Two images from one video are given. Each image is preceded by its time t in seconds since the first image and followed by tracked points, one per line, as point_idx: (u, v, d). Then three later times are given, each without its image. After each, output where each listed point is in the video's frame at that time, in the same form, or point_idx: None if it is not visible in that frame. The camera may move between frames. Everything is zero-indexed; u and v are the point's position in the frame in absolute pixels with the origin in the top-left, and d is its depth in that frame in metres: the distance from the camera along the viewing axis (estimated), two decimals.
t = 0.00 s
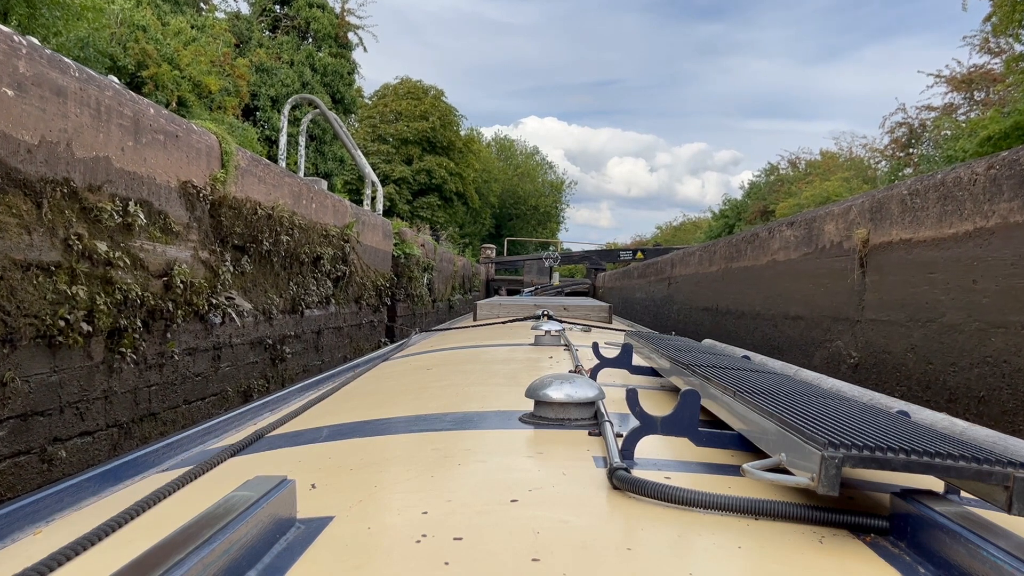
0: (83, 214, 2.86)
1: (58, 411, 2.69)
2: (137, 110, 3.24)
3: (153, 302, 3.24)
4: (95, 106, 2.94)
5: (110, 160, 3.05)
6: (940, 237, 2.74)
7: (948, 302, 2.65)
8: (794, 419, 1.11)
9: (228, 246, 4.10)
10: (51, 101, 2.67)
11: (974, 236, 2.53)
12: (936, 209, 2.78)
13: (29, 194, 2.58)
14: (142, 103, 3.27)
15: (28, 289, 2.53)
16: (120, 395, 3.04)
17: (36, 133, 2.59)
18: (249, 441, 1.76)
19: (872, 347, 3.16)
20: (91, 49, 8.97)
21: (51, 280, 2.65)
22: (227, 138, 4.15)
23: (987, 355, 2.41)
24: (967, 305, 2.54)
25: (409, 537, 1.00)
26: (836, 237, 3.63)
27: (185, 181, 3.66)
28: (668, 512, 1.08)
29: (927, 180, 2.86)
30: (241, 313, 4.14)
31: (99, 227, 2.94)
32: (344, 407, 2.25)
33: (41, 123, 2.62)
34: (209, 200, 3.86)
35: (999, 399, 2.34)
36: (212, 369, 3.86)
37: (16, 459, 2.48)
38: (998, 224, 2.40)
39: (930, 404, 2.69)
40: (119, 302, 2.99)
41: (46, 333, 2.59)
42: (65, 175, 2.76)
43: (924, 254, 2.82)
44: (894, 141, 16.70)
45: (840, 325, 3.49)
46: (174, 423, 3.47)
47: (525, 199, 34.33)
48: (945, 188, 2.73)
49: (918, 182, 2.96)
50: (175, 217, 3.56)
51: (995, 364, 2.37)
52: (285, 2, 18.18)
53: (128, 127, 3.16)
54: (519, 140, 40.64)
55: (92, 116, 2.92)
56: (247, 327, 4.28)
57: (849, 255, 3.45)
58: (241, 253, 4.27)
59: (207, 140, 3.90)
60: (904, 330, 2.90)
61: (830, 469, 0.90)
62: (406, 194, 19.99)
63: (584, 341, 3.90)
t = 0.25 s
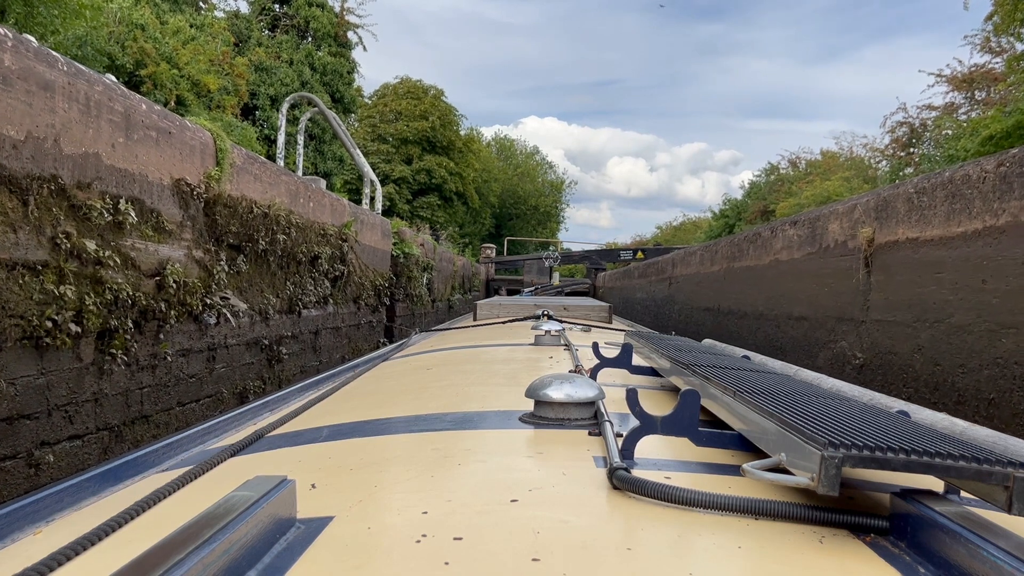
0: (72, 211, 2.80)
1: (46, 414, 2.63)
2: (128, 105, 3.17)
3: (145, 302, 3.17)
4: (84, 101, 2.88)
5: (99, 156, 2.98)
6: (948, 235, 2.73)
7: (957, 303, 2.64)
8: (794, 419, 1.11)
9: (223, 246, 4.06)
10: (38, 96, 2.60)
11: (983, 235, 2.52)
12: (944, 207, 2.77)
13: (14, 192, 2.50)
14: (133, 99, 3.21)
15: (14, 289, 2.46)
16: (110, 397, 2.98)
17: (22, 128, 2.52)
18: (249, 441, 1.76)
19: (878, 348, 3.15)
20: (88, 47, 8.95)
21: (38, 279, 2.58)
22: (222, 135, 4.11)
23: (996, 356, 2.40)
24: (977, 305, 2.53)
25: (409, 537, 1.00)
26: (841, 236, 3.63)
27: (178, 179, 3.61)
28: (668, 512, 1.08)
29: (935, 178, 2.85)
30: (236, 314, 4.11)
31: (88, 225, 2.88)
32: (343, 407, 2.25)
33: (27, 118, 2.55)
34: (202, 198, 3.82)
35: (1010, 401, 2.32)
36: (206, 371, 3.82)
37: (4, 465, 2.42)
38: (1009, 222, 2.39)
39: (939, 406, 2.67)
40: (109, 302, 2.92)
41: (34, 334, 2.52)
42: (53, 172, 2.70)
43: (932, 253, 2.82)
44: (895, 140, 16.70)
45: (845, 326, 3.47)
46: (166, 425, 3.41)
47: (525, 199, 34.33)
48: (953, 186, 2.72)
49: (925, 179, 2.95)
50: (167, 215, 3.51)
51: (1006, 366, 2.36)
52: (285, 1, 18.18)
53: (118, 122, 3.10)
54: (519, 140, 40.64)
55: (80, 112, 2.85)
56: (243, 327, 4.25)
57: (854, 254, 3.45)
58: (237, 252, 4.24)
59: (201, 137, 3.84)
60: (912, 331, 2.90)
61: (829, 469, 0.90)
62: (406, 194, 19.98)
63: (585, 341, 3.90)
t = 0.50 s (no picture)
0: (58, 209, 2.74)
1: (31, 419, 2.58)
2: (116, 100, 3.12)
3: (135, 302, 3.14)
4: (71, 96, 2.82)
5: (86, 153, 2.92)
6: (957, 234, 2.72)
7: (967, 303, 2.63)
8: (794, 419, 1.11)
9: (217, 245, 4.03)
10: (22, 90, 2.55)
11: (994, 234, 2.50)
12: (953, 205, 2.76)
13: None
14: (122, 93, 3.16)
15: None
16: (99, 401, 2.95)
17: (5, 123, 2.46)
18: (249, 441, 1.76)
19: (885, 349, 3.15)
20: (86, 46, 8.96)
21: (22, 279, 2.51)
22: (216, 132, 4.08)
23: (1008, 356, 2.39)
24: (987, 305, 2.51)
25: (409, 537, 1.00)
26: (845, 235, 3.63)
27: (169, 177, 3.57)
28: (668, 512, 1.08)
29: (943, 175, 2.84)
30: (231, 314, 4.09)
31: (75, 223, 2.83)
32: (343, 407, 2.25)
33: (11, 112, 2.50)
34: (196, 196, 3.78)
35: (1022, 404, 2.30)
36: (199, 372, 3.80)
37: None
38: (1019, 220, 2.38)
39: (949, 408, 2.66)
40: (97, 302, 2.88)
41: (18, 337, 2.47)
42: (38, 168, 2.64)
43: (940, 252, 2.81)
44: (895, 140, 16.71)
45: (852, 326, 3.46)
46: (158, 428, 3.39)
47: (525, 199, 34.35)
48: (962, 184, 2.71)
49: (932, 177, 2.94)
50: (158, 213, 3.47)
51: (1017, 367, 2.34)
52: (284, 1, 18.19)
53: (107, 118, 3.05)
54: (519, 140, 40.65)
55: (66, 106, 2.79)
56: (237, 328, 4.23)
57: (859, 253, 3.45)
58: (232, 251, 4.22)
59: (193, 134, 3.80)
60: (920, 331, 2.89)
61: (829, 469, 0.90)
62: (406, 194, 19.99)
63: (585, 341, 3.90)
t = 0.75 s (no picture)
0: (45, 207, 2.71)
1: (18, 422, 2.56)
2: (105, 96, 3.09)
3: (126, 303, 3.13)
4: (58, 91, 2.81)
5: (75, 150, 2.90)
6: (964, 232, 2.71)
7: (975, 302, 2.62)
8: (794, 419, 1.11)
9: (212, 244, 4.03)
10: (6, 84, 2.54)
11: (1003, 232, 2.49)
12: (960, 203, 2.75)
13: None
14: (112, 89, 3.14)
15: None
16: (88, 404, 2.94)
17: None
18: (249, 441, 1.76)
19: (890, 350, 3.14)
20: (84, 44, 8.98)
21: (8, 279, 2.47)
22: (210, 130, 4.08)
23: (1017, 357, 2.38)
24: (996, 305, 2.50)
25: (409, 537, 1.00)
26: (849, 234, 3.63)
27: (161, 174, 3.56)
28: (668, 512, 1.08)
29: (950, 172, 2.84)
30: (225, 315, 4.08)
31: (64, 221, 2.81)
32: (343, 407, 2.25)
33: None
34: (189, 194, 3.77)
35: None
36: (192, 374, 3.79)
37: None
38: None
39: (956, 410, 2.65)
40: (86, 302, 2.86)
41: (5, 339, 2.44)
42: (24, 165, 2.62)
43: (947, 251, 2.81)
44: (896, 139, 16.72)
45: (856, 326, 3.46)
46: (150, 431, 3.38)
47: (525, 198, 34.36)
48: (969, 181, 2.70)
49: (938, 175, 2.94)
50: (150, 211, 3.46)
51: None
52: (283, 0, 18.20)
53: (96, 114, 3.03)
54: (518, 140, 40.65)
55: (53, 101, 2.77)
56: (232, 329, 4.23)
57: (864, 252, 3.45)
58: (227, 251, 4.22)
59: (187, 132, 3.79)
60: (926, 331, 2.88)
61: (829, 469, 0.90)
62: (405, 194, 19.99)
63: (585, 341, 3.90)
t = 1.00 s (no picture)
0: (29, 205, 2.69)
1: (3, 427, 2.54)
2: (94, 91, 3.07)
3: (115, 303, 3.12)
4: (43, 85, 2.77)
5: (61, 146, 2.88)
6: (972, 230, 2.70)
7: (984, 302, 2.61)
8: (794, 419, 1.11)
9: (205, 243, 4.03)
10: None
11: (1012, 230, 2.48)
12: (968, 200, 2.74)
13: None
14: (100, 83, 3.10)
15: None
16: (76, 407, 2.93)
17: None
18: (249, 441, 1.76)
19: (896, 350, 3.14)
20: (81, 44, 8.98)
21: None
22: (202, 127, 4.06)
23: None
24: (1005, 305, 2.49)
25: (409, 537, 1.00)
26: (854, 232, 3.63)
27: (152, 172, 3.55)
28: (669, 512, 1.08)
29: (956, 169, 2.84)
30: (218, 315, 4.08)
31: (49, 220, 2.78)
32: (342, 407, 2.25)
33: None
34: (181, 193, 3.78)
35: None
36: (185, 376, 3.79)
37: None
38: None
39: (965, 412, 2.65)
40: (72, 302, 2.84)
41: None
42: (10, 162, 2.60)
43: (955, 250, 2.80)
44: (896, 139, 16.72)
45: (861, 327, 3.46)
46: (141, 435, 3.37)
47: (525, 198, 34.36)
48: (977, 178, 2.70)
49: (945, 172, 2.94)
50: (141, 209, 3.46)
51: None
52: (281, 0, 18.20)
53: (83, 109, 3.01)
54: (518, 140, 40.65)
55: (39, 96, 2.75)
56: (226, 329, 4.23)
57: (869, 251, 3.45)
58: (220, 250, 4.23)
59: (179, 128, 3.78)
60: (934, 331, 2.88)
61: (829, 469, 0.90)
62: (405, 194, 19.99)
63: (585, 341, 3.90)
